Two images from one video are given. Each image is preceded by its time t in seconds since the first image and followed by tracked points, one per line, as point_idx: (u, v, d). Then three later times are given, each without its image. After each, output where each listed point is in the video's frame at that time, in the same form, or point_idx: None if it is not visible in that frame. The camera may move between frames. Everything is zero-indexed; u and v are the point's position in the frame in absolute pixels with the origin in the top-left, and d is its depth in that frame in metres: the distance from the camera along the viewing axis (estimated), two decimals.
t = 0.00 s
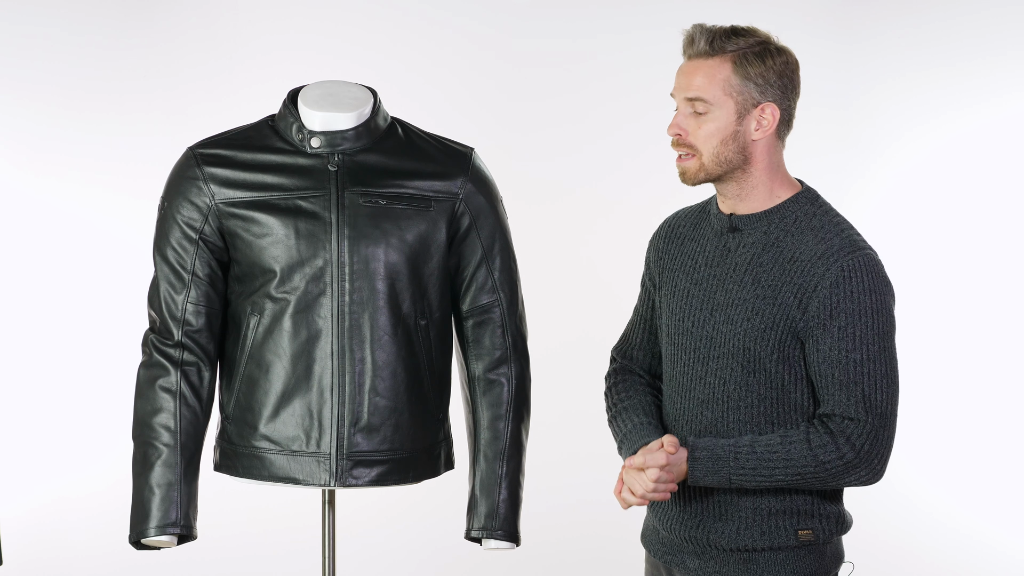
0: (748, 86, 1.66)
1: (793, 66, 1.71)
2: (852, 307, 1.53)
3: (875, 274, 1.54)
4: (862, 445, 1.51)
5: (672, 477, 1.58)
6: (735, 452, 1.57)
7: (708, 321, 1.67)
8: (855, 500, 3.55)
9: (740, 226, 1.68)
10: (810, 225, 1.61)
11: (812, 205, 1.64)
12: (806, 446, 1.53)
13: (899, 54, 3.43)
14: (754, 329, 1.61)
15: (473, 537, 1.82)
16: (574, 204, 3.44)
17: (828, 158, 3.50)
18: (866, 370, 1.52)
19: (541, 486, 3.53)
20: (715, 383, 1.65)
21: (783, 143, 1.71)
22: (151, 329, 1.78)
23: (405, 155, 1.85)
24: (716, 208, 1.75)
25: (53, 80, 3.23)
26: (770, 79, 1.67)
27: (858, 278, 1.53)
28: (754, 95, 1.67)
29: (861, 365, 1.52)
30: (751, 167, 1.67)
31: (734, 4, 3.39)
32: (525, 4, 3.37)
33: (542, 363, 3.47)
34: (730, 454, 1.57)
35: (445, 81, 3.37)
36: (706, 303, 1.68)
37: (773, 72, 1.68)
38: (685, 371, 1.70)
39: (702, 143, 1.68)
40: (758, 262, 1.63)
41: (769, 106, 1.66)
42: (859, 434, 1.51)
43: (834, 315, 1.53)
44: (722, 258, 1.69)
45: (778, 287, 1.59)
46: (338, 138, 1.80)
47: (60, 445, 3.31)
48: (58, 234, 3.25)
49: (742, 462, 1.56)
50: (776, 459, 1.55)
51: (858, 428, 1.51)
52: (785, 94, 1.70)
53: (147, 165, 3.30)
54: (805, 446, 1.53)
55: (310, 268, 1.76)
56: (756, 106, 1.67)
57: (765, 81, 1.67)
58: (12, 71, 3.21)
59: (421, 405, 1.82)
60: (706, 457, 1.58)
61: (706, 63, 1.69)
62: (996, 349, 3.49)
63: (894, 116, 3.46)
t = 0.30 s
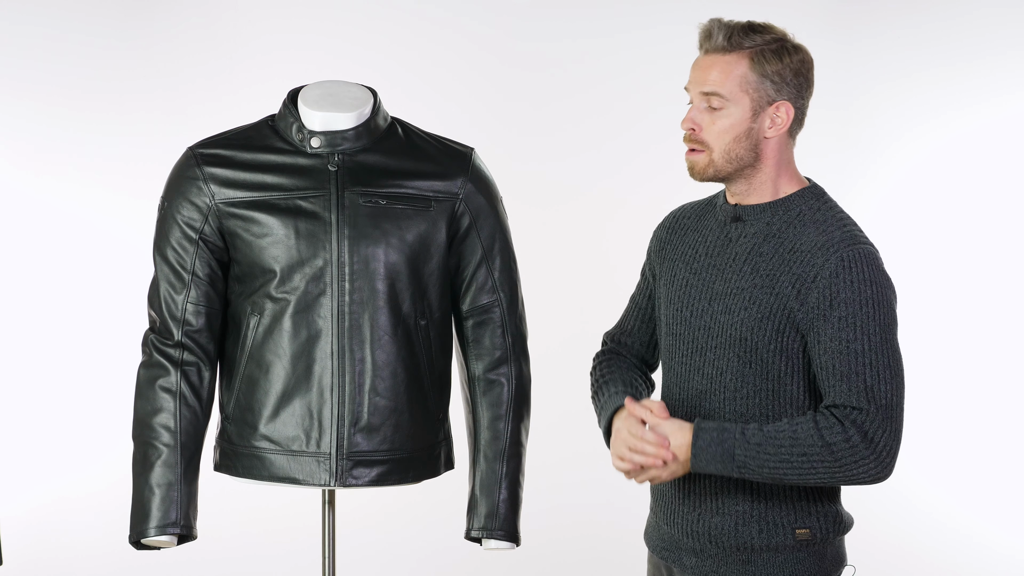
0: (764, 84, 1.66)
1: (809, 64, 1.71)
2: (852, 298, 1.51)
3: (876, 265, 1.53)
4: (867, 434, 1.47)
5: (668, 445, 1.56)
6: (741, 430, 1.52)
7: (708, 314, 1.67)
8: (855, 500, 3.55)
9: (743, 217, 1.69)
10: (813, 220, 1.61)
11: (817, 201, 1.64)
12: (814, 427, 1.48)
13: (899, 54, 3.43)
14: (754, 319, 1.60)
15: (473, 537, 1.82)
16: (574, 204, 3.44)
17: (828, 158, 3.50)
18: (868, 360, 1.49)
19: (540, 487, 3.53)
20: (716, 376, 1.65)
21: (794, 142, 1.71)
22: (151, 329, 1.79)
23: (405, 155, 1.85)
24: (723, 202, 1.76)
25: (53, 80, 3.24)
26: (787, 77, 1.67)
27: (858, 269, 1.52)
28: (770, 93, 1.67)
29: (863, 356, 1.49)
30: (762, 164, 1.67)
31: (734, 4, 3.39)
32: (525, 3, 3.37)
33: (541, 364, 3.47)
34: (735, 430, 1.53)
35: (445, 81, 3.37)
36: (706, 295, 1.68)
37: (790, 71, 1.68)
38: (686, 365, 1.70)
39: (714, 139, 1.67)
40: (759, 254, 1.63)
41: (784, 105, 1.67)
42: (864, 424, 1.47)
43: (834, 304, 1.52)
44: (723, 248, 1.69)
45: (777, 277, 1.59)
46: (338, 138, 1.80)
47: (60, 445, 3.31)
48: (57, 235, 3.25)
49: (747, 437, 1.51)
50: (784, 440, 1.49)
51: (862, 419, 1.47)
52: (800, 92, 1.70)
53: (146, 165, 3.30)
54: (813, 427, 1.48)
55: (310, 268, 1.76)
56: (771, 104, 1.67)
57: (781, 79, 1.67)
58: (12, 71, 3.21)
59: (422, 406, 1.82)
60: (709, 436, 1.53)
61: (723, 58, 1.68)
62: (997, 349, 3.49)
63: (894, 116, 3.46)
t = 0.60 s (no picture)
0: (772, 85, 1.66)
1: (820, 68, 1.71)
2: (859, 308, 1.49)
3: (885, 276, 1.51)
4: (861, 450, 1.45)
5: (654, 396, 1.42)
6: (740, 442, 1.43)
7: (710, 313, 1.67)
8: (856, 500, 3.55)
9: (749, 219, 1.69)
10: (823, 225, 1.60)
11: (827, 206, 1.63)
12: (811, 443, 1.44)
13: (899, 54, 3.44)
14: (757, 323, 1.59)
15: (474, 537, 1.82)
16: (574, 205, 3.44)
17: (828, 158, 3.50)
18: (866, 373, 1.47)
19: (541, 487, 3.53)
20: (715, 378, 1.65)
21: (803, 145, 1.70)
22: (151, 329, 1.79)
23: (408, 155, 1.85)
24: (729, 204, 1.76)
25: (53, 80, 3.24)
26: (796, 80, 1.67)
27: (867, 281, 1.50)
28: (778, 94, 1.66)
29: (864, 367, 1.48)
30: (768, 166, 1.66)
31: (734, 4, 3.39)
32: (525, 3, 3.37)
33: (542, 364, 3.47)
34: (734, 443, 1.42)
35: (445, 81, 3.37)
36: (710, 296, 1.68)
37: (799, 73, 1.67)
38: (687, 365, 1.70)
39: (721, 139, 1.67)
40: (764, 257, 1.62)
41: (793, 107, 1.66)
42: (858, 439, 1.45)
43: (839, 314, 1.50)
44: (729, 250, 1.69)
45: (782, 281, 1.58)
46: (338, 138, 1.80)
47: (60, 445, 3.31)
48: (57, 235, 3.25)
49: (746, 454, 1.42)
50: (779, 456, 1.43)
51: (857, 433, 1.45)
52: (809, 96, 1.69)
53: (146, 165, 3.30)
54: (810, 443, 1.44)
55: (310, 268, 1.76)
56: (779, 107, 1.67)
57: (790, 82, 1.66)
58: (12, 71, 3.21)
59: (422, 405, 1.82)
60: (711, 448, 1.40)
61: (732, 59, 1.68)
62: (997, 349, 3.49)
63: (894, 116, 3.46)
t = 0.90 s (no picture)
0: (775, 83, 1.66)
1: (825, 67, 1.70)
2: (857, 310, 1.49)
3: (884, 277, 1.51)
4: (867, 454, 1.46)
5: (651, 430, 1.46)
6: (740, 458, 1.48)
7: (707, 315, 1.66)
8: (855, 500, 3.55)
9: (748, 219, 1.69)
10: (820, 225, 1.60)
11: (825, 207, 1.62)
12: (813, 452, 1.46)
13: (899, 54, 3.44)
14: (754, 326, 1.59)
15: (473, 537, 1.82)
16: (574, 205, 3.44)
17: (828, 157, 3.50)
18: (868, 376, 1.47)
19: (541, 487, 3.53)
20: (711, 381, 1.64)
21: (805, 145, 1.70)
22: (151, 329, 1.79)
23: (407, 155, 1.85)
24: (730, 204, 1.76)
25: (53, 80, 3.24)
26: (799, 79, 1.66)
27: (864, 282, 1.50)
28: (781, 93, 1.66)
29: (866, 370, 1.48)
30: (769, 166, 1.66)
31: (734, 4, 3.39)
32: (525, 4, 3.37)
33: (542, 364, 3.47)
34: (736, 460, 1.48)
35: (445, 81, 3.37)
36: (707, 298, 1.68)
37: (803, 72, 1.67)
38: (684, 367, 1.70)
39: (722, 136, 1.67)
40: (762, 258, 1.62)
41: (795, 106, 1.66)
42: (864, 443, 1.46)
43: (837, 317, 1.50)
44: (727, 251, 1.69)
45: (779, 283, 1.58)
46: (338, 138, 1.80)
47: (60, 445, 3.31)
48: (57, 235, 3.25)
49: (747, 469, 1.47)
50: (782, 466, 1.46)
51: (863, 437, 1.46)
52: (813, 95, 1.68)
53: (146, 166, 3.30)
54: (812, 452, 1.46)
55: (310, 268, 1.76)
56: (782, 106, 1.66)
57: (793, 80, 1.66)
58: (12, 71, 3.21)
59: (422, 406, 1.82)
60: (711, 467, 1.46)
61: (736, 55, 1.68)
62: (997, 349, 3.49)
63: (894, 116, 3.47)
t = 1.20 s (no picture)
0: (759, 86, 1.64)
1: (818, 66, 1.66)
2: (860, 312, 1.48)
3: (885, 278, 1.50)
4: (873, 457, 1.44)
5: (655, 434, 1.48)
6: (743, 459, 1.48)
7: (709, 318, 1.67)
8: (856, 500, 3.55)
9: (749, 220, 1.68)
10: (821, 226, 1.59)
11: (828, 208, 1.61)
12: (818, 455, 1.45)
13: (899, 54, 3.44)
14: (756, 329, 1.59)
15: (473, 537, 1.82)
16: (574, 205, 3.44)
17: (828, 158, 3.50)
18: (871, 380, 1.46)
19: (541, 486, 3.53)
20: (712, 382, 1.65)
21: (800, 145, 1.66)
22: (151, 329, 1.79)
23: (407, 155, 1.85)
24: (731, 204, 1.76)
25: (54, 80, 3.24)
26: (786, 80, 1.64)
27: (866, 283, 1.49)
28: (765, 95, 1.64)
29: (869, 373, 1.47)
30: (756, 169, 1.66)
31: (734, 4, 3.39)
32: (525, 4, 3.37)
33: (542, 364, 3.47)
34: (738, 461, 1.47)
35: (445, 81, 3.37)
36: (708, 299, 1.68)
37: (789, 73, 1.64)
38: (685, 368, 1.70)
39: (708, 141, 1.68)
40: (762, 260, 1.62)
41: (780, 108, 1.63)
42: (869, 447, 1.44)
43: (839, 320, 1.50)
44: (728, 252, 1.69)
45: (780, 285, 1.58)
46: (338, 138, 1.80)
47: (60, 446, 3.31)
48: (57, 235, 3.25)
49: (750, 471, 1.47)
50: (786, 469, 1.46)
51: (868, 440, 1.45)
52: (804, 96, 1.65)
53: (146, 166, 3.30)
54: (817, 455, 1.45)
55: (310, 268, 1.76)
56: (768, 108, 1.64)
57: (778, 82, 1.64)
58: (12, 71, 3.21)
59: (422, 406, 1.82)
60: (712, 466, 1.46)
61: (720, 59, 1.68)
62: (997, 349, 3.49)
63: (894, 116, 3.46)
